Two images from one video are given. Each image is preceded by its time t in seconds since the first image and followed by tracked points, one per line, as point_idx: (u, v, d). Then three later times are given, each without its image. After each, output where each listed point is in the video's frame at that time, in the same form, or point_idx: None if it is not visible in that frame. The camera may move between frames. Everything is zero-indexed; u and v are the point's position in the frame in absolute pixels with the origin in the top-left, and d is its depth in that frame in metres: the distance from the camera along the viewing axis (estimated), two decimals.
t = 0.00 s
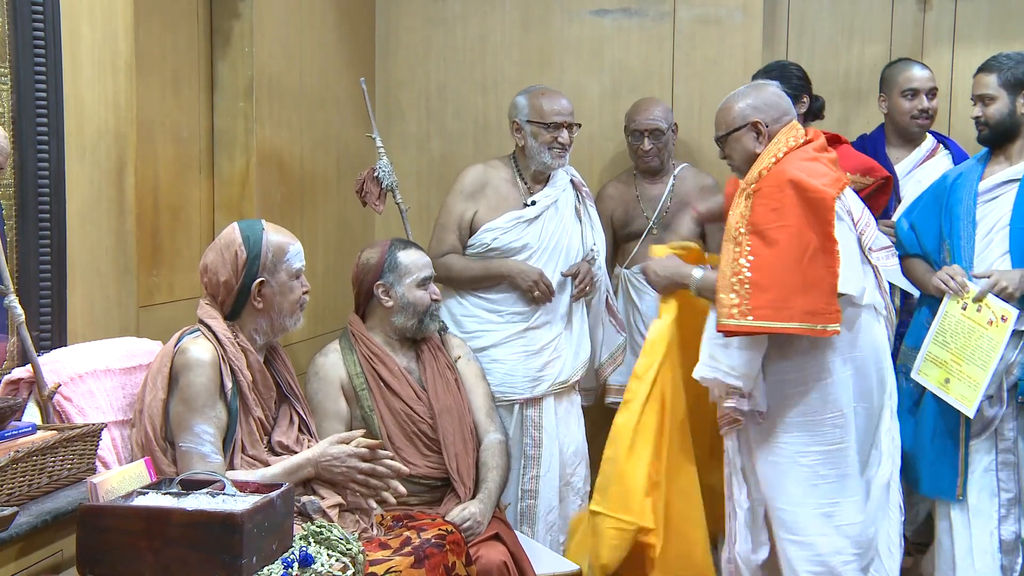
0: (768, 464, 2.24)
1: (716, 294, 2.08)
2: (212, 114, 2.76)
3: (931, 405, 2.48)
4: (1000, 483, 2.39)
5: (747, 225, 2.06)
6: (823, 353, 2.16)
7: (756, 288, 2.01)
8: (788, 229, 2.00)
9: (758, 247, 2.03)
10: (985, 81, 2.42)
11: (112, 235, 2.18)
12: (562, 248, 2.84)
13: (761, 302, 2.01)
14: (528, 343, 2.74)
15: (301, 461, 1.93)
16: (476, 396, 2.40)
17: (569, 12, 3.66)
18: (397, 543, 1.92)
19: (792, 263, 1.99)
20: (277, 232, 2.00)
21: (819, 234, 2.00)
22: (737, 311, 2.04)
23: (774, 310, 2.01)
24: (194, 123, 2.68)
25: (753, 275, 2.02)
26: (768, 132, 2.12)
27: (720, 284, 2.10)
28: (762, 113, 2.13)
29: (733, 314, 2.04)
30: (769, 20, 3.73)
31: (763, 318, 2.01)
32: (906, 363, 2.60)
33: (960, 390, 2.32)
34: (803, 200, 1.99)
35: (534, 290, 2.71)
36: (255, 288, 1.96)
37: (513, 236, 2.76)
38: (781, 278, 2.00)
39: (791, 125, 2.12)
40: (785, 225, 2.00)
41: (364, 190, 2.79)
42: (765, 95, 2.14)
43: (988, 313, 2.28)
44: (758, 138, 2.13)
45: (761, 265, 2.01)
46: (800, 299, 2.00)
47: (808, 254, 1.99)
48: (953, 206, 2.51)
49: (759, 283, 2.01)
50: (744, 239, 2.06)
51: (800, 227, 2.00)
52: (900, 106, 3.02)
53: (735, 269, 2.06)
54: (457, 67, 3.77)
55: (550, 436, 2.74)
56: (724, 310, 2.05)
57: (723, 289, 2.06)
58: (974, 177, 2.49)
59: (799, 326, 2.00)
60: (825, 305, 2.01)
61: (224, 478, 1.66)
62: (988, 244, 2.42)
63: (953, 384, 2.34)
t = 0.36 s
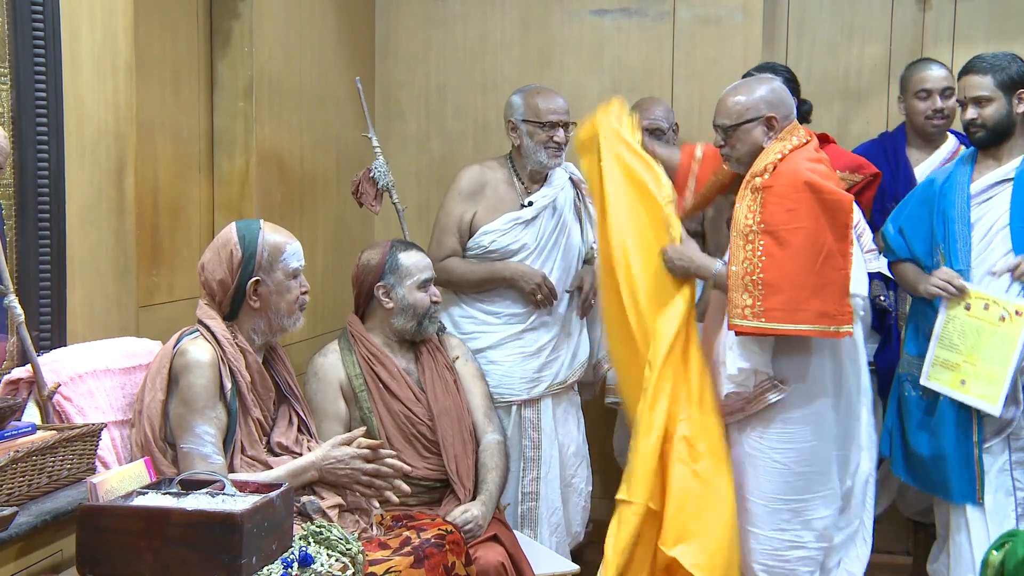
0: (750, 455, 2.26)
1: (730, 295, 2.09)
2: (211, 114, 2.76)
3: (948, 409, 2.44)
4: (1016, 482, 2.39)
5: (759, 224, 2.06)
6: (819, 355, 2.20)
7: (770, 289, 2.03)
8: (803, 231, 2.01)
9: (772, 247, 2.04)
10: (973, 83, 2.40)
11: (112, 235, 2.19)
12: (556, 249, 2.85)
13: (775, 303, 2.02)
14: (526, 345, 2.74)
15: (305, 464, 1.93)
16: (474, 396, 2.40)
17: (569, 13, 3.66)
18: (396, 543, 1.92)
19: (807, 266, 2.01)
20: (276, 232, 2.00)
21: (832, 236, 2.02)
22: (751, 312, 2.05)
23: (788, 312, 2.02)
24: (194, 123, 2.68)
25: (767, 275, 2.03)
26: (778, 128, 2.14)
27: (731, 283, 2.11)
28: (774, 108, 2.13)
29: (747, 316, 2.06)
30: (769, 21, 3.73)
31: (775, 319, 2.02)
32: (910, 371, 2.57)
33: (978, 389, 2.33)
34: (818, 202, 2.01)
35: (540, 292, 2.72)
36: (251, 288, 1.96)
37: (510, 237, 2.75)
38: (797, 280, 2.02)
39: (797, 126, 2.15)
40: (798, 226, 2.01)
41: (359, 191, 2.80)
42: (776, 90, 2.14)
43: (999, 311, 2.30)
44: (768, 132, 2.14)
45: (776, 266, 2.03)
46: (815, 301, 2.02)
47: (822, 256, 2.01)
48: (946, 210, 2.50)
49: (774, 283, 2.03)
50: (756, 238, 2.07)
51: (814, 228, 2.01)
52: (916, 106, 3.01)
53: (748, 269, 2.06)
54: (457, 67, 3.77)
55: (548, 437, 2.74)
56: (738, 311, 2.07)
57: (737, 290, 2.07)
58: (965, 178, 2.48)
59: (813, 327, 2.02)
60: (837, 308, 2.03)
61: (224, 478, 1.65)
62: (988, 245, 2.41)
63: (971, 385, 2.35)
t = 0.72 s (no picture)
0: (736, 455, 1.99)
1: (702, 302, 1.93)
2: (211, 114, 2.76)
3: (944, 410, 2.43)
4: (1012, 482, 2.40)
5: (734, 232, 1.90)
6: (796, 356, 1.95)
7: (739, 301, 1.87)
8: (776, 243, 1.84)
9: (744, 257, 1.87)
10: (973, 90, 2.38)
11: (112, 235, 2.19)
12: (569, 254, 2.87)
13: (743, 315, 1.86)
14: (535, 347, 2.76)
15: (308, 468, 1.93)
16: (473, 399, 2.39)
17: (569, 13, 3.65)
18: (397, 543, 1.92)
19: (778, 279, 1.83)
20: (276, 232, 2.00)
21: (807, 251, 1.84)
22: (718, 320, 1.90)
23: (754, 324, 1.85)
24: (194, 122, 2.68)
25: (737, 286, 1.87)
26: (759, 133, 1.98)
27: (706, 290, 1.94)
28: (751, 116, 1.98)
29: (715, 323, 1.90)
30: (769, 21, 3.73)
31: (742, 331, 1.87)
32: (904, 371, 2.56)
33: (972, 355, 2.33)
34: (796, 215, 1.85)
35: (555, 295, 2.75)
36: (250, 288, 1.96)
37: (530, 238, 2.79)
38: (768, 293, 1.84)
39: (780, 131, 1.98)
40: (773, 239, 1.84)
41: (350, 192, 2.80)
42: (749, 95, 1.99)
43: (976, 275, 2.33)
44: (749, 139, 1.99)
45: (748, 277, 1.86)
46: (782, 314, 1.84)
47: (794, 271, 1.83)
48: (940, 210, 2.47)
49: (744, 296, 1.86)
50: (730, 248, 1.90)
51: (788, 242, 1.84)
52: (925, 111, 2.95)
53: (721, 278, 1.90)
54: (457, 67, 3.77)
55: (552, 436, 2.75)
56: (709, 318, 1.92)
57: (708, 297, 1.92)
58: (958, 178, 2.47)
59: (777, 341, 1.84)
60: (808, 324, 1.84)
61: (224, 478, 1.65)
62: (983, 245, 2.41)
63: (962, 353, 2.35)
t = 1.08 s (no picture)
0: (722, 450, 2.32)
1: (696, 309, 2.20)
2: (211, 114, 2.76)
3: (923, 409, 2.46)
4: (997, 480, 2.41)
5: (720, 241, 2.15)
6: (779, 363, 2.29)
7: (732, 306, 2.13)
8: (761, 250, 2.10)
9: (733, 264, 2.13)
10: (970, 83, 2.37)
11: (112, 235, 2.19)
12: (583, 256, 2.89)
13: (736, 319, 2.12)
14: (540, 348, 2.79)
15: (307, 469, 1.93)
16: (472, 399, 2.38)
17: (569, 13, 3.65)
18: (396, 543, 1.92)
19: (765, 284, 2.10)
20: (276, 232, 2.00)
21: (788, 254, 2.11)
22: (713, 326, 2.16)
23: (747, 327, 2.11)
24: (194, 123, 2.68)
25: (729, 292, 2.13)
26: (734, 142, 2.24)
27: (697, 298, 2.22)
28: (724, 126, 2.23)
29: (709, 330, 2.17)
30: (769, 21, 3.73)
31: (736, 333, 2.13)
32: (890, 371, 2.57)
33: (965, 364, 2.32)
34: (775, 219, 2.10)
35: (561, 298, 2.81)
36: (249, 288, 1.96)
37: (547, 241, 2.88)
38: (758, 298, 2.10)
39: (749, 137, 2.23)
40: (758, 245, 2.10)
41: (346, 193, 2.80)
42: (719, 107, 2.24)
43: (961, 284, 2.34)
44: (724, 148, 2.24)
45: (737, 284, 2.12)
46: (773, 315, 2.10)
47: (780, 275, 2.10)
48: (925, 212, 2.53)
49: (736, 301, 2.12)
50: (718, 256, 2.16)
51: (771, 247, 2.10)
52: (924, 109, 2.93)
53: (712, 285, 2.17)
54: (457, 67, 3.76)
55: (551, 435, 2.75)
56: (702, 325, 2.19)
57: (703, 305, 2.18)
58: (944, 181, 2.52)
59: (771, 340, 2.11)
60: (796, 321, 2.11)
61: (223, 479, 1.65)
62: (969, 244, 2.45)
63: (954, 364, 2.34)
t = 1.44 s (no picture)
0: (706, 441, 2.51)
1: (664, 304, 2.36)
2: (211, 114, 2.76)
3: (917, 410, 2.46)
4: (995, 479, 2.42)
5: (694, 238, 2.32)
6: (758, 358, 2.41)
7: (700, 302, 2.30)
8: (732, 249, 2.28)
9: (704, 260, 2.30)
10: (964, 76, 2.40)
11: (112, 235, 2.19)
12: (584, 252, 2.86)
13: (703, 315, 2.29)
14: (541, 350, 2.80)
15: (305, 467, 1.93)
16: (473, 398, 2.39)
17: (569, 13, 3.65)
18: (397, 543, 1.92)
19: (734, 283, 2.27)
20: (277, 232, 1.99)
21: (760, 255, 2.28)
22: (681, 321, 2.31)
23: (714, 323, 2.28)
24: (194, 122, 2.68)
25: (697, 288, 2.30)
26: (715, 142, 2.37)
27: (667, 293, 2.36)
28: (707, 128, 2.37)
29: (676, 324, 2.32)
30: (769, 21, 3.73)
31: (702, 330, 2.29)
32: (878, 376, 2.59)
33: (992, 345, 2.34)
34: (749, 221, 2.28)
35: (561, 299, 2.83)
36: (249, 288, 1.96)
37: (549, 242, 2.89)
38: (725, 294, 2.28)
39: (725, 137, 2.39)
40: (729, 245, 2.28)
41: (347, 194, 2.80)
42: (701, 106, 2.37)
43: (966, 269, 2.37)
44: (705, 148, 2.38)
45: (707, 280, 2.29)
46: (738, 313, 2.28)
47: (749, 274, 2.27)
48: (915, 214, 2.54)
49: (703, 298, 2.30)
50: (689, 253, 2.33)
51: (742, 247, 2.28)
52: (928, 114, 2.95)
53: (682, 281, 2.33)
54: (456, 67, 3.76)
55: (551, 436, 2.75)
56: (670, 320, 2.33)
57: (670, 300, 2.34)
58: (934, 181, 2.53)
59: (735, 338, 2.29)
60: (758, 321, 2.30)
61: (224, 479, 1.65)
62: (963, 245, 2.46)
63: (981, 349, 2.35)
